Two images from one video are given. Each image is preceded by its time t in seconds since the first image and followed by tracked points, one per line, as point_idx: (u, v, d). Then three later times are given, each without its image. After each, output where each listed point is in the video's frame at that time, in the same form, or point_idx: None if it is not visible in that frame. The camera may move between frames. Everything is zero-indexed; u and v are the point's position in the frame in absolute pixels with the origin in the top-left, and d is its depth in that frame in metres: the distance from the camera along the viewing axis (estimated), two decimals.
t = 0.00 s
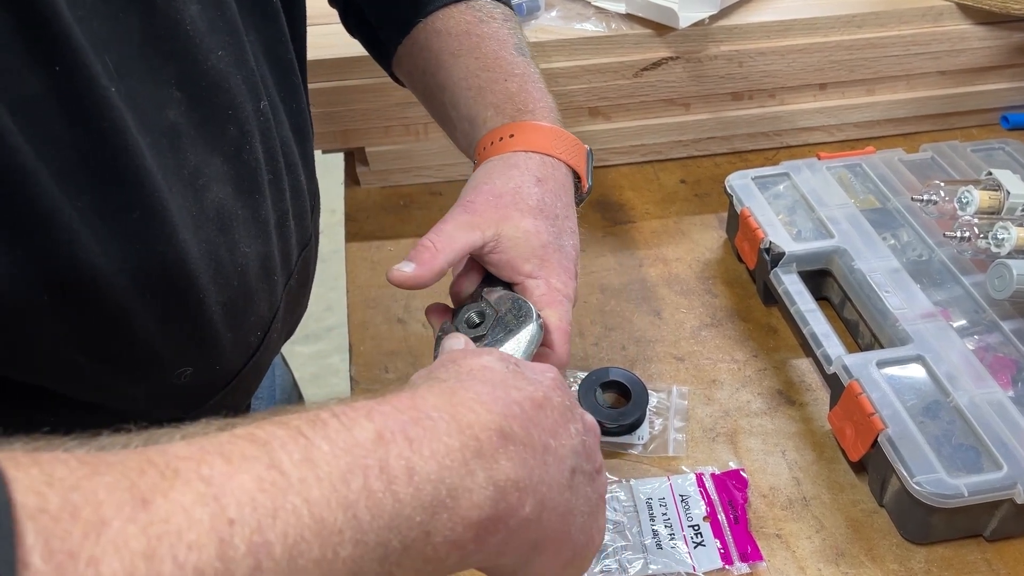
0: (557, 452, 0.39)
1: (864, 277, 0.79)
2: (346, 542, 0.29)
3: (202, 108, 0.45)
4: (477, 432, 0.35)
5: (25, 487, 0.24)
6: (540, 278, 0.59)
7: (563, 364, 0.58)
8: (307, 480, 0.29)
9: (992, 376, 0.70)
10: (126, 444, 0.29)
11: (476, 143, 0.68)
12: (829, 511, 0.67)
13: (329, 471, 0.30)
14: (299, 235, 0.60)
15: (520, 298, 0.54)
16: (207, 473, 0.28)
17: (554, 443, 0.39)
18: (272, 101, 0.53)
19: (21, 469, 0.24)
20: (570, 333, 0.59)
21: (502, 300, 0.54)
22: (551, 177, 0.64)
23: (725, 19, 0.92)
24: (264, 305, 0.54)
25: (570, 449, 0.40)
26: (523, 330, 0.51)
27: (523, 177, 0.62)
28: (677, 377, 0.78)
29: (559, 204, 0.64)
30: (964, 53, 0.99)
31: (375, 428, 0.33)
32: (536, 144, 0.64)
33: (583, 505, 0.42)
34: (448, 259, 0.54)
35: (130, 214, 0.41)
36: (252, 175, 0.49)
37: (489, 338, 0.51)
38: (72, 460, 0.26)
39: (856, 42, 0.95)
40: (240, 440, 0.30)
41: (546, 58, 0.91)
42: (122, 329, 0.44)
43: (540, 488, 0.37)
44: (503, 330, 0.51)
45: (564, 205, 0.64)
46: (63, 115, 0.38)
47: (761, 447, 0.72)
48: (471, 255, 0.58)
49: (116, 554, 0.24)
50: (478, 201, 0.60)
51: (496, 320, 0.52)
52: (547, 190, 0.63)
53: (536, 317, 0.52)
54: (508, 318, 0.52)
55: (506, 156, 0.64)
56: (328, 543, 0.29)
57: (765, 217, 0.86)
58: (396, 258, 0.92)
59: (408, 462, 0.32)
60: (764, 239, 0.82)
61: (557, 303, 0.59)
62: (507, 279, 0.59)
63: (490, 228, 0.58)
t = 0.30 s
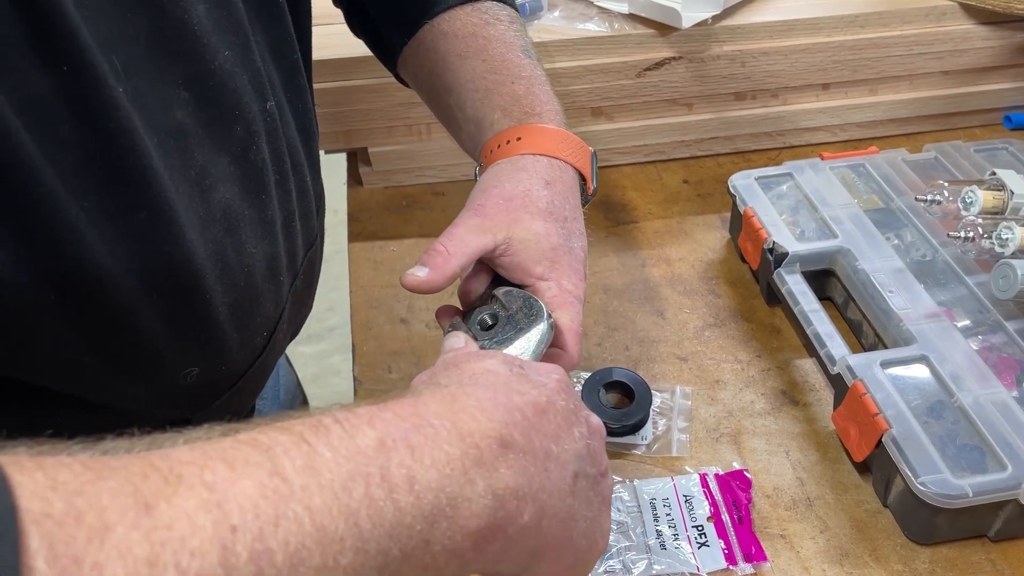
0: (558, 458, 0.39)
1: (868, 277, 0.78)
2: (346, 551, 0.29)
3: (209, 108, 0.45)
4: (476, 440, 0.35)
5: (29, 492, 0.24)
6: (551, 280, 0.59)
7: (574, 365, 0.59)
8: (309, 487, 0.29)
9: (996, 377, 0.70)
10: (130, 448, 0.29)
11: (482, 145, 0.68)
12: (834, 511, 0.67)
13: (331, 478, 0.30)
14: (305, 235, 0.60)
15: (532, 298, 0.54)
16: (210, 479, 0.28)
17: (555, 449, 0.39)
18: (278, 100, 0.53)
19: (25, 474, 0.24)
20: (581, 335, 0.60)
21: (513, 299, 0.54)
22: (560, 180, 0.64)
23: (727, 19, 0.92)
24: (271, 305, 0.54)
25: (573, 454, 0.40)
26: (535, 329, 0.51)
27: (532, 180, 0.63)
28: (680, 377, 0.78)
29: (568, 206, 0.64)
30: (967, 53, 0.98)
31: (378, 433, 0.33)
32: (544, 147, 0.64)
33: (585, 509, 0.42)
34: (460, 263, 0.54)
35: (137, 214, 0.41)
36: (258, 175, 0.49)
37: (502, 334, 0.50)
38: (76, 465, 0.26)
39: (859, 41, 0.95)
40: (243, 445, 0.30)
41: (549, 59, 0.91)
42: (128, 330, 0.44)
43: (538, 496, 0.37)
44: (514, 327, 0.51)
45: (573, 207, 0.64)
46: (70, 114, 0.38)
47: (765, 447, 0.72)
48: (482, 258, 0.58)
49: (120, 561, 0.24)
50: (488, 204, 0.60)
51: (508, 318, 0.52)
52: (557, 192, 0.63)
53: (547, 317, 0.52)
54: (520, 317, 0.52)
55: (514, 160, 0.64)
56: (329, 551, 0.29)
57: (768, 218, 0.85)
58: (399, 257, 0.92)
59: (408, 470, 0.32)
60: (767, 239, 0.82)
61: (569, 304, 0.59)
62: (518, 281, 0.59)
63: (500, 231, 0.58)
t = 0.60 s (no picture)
0: (549, 474, 0.39)
1: (868, 279, 0.79)
2: (339, 571, 0.29)
3: (212, 111, 0.45)
4: (465, 459, 0.35)
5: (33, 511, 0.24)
6: (555, 284, 0.59)
7: (582, 368, 0.59)
8: (306, 506, 0.29)
9: (996, 378, 0.70)
10: (131, 460, 0.29)
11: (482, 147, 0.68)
12: (834, 513, 0.67)
13: (327, 497, 0.30)
14: (308, 238, 0.60)
15: (538, 302, 0.54)
16: (210, 496, 0.28)
17: (546, 464, 0.39)
18: (281, 104, 0.53)
19: (29, 490, 0.24)
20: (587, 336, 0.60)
21: (519, 303, 0.54)
22: (561, 185, 0.64)
23: (728, 21, 0.92)
24: (273, 308, 0.54)
25: (566, 468, 0.40)
26: (540, 333, 0.51)
27: (533, 186, 0.63)
28: (680, 379, 0.78)
29: (570, 210, 0.64)
30: (967, 55, 0.99)
31: (373, 452, 0.33)
32: (543, 153, 0.64)
33: (578, 521, 0.42)
34: (472, 280, 0.56)
35: (141, 217, 0.41)
36: (261, 177, 0.49)
37: (507, 338, 0.51)
38: (80, 481, 0.26)
39: (859, 43, 0.95)
40: (242, 460, 0.30)
41: (550, 60, 0.91)
42: (132, 332, 0.44)
43: (523, 515, 0.37)
44: (518, 332, 0.51)
45: (575, 211, 0.64)
46: (74, 117, 0.38)
47: (765, 448, 0.72)
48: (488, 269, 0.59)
49: None
50: (492, 214, 0.61)
51: (513, 322, 0.52)
52: (558, 197, 0.63)
53: (552, 321, 0.52)
54: (526, 321, 0.52)
55: (513, 166, 0.64)
56: (322, 571, 0.29)
57: (768, 219, 0.86)
58: (399, 259, 0.92)
59: (400, 491, 0.32)
60: (768, 241, 0.82)
61: (574, 307, 0.59)
62: (523, 285, 0.60)
63: (504, 241, 0.59)
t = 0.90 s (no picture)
0: (547, 481, 0.39)
1: (867, 281, 0.79)
2: None
3: (217, 116, 0.46)
4: (464, 465, 0.35)
5: (25, 518, 0.24)
6: (552, 287, 0.60)
7: (578, 372, 0.60)
8: (298, 514, 0.29)
9: (995, 380, 0.70)
10: (125, 471, 0.29)
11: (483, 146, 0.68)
12: (833, 515, 0.67)
13: (320, 505, 0.30)
14: (312, 241, 0.60)
15: (536, 302, 0.54)
16: (203, 505, 0.28)
17: (544, 471, 0.39)
18: (284, 108, 0.54)
19: (24, 500, 0.24)
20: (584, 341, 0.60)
21: (517, 303, 0.55)
22: (559, 184, 0.64)
23: (728, 23, 0.92)
24: (278, 311, 0.54)
25: (562, 476, 0.40)
26: (536, 334, 0.51)
27: (531, 187, 0.63)
28: (680, 381, 0.78)
29: (569, 212, 0.64)
30: (966, 57, 0.99)
31: (368, 460, 0.33)
32: (543, 152, 0.64)
33: (573, 528, 0.42)
34: (469, 281, 0.57)
35: (148, 222, 0.41)
36: (266, 182, 0.49)
37: (503, 339, 0.51)
38: (73, 490, 0.26)
39: (859, 45, 0.95)
40: (235, 469, 0.30)
41: (550, 62, 0.91)
42: (139, 336, 0.44)
43: (522, 521, 0.37)
44: (516, 332, 0.51)
45: (573, 213, 0.64)
46: (83, 123, 0.39)
47: (765, 450, 0.72)
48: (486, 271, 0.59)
49: None
50: (488, 216, 0.61)
51: (510, 323, 0.53)
52: (556, 199, 0.63)
53: (549, 322, 0.52)
54: (523, 321, 0.52)
55: (512, 165, 0.64)
56: None
57: (768, 221, 0.86)
58: (400, 261, 0.93)
59: (396, 498, 0.32)
60: (767, 243, 0.82)
61: (571, 310, 0.59)
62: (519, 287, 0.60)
63: (500, 243, 0.59)
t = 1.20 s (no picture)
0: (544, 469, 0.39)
1: (868, 283, 0.79)
2: (340, 562, 0.29)
3: (218, 119, 0.46)
4: (480, 443, 0.35)
5: (11, 503, 0.23)
6: (538, 289, 0.60)
7: (549, 377, 0.60)
8: (302, 497, 0.28)
9: (996, 383, 0.70)
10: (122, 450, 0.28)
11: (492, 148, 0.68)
12: (834, 517, 0.67)
13: (325, 486, 0.29)
14: (314, 243, 0.60)
15: (516, 305, 0.54)
16: (201, 488, 0.27)
17: (544, 459, 0.39)
18: (285, 112, 0.54)
19: (7, 483, 0.24)
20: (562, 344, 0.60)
21: (497, 304, 0.54)
22: (563, 189, 0.65)
23: (728, 25, 0.92)
24: (280, 313, 0.54)
25: (556, 466, 0.40)
26: (513, 336, 0.51)
27: (534, 187, 0.63)
28: (680, 383, 0.78)
29: (568, 217, 0.64)
30: (967, 59, 0.99)
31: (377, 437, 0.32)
32: (551, 154, 0.65)
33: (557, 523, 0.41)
34: (458, 268, 0.56)
35: (150, 225, 0.42)
36: (267, 185, 0.49)
37: (477, 339, 0.51)
38: (61, 472, 0.25)
39: (859, 46, 0.95)
40: (234, 450, 0.29)
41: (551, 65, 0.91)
42: (141, 339, 0.44)
43: (529, 506, 0.37)
44: (493, 334, 0.51)
45: (572, 219, 0.65)
46: (83, 126, 0.39)
47: (765, 452, 0.72)
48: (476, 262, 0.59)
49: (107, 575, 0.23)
50: (486, 208, 0.61)
51: (488, 323, 0.53)
52: (557, 203, 0.63)
53: (526, 325, 0.52)
54: (501, 323, 0.52)
55: (518, 164, 0.64)
56: (321, 563, 0.28)
57: (768, 223, 0.86)
58: (400, 263, 0.93)
59: (408, 478, 0.32)
60: (768, 245, 0.82)
61: (552, 314, 0.59)
62: (507, 286, 0.60)
63: (495, 236, 0.59)
